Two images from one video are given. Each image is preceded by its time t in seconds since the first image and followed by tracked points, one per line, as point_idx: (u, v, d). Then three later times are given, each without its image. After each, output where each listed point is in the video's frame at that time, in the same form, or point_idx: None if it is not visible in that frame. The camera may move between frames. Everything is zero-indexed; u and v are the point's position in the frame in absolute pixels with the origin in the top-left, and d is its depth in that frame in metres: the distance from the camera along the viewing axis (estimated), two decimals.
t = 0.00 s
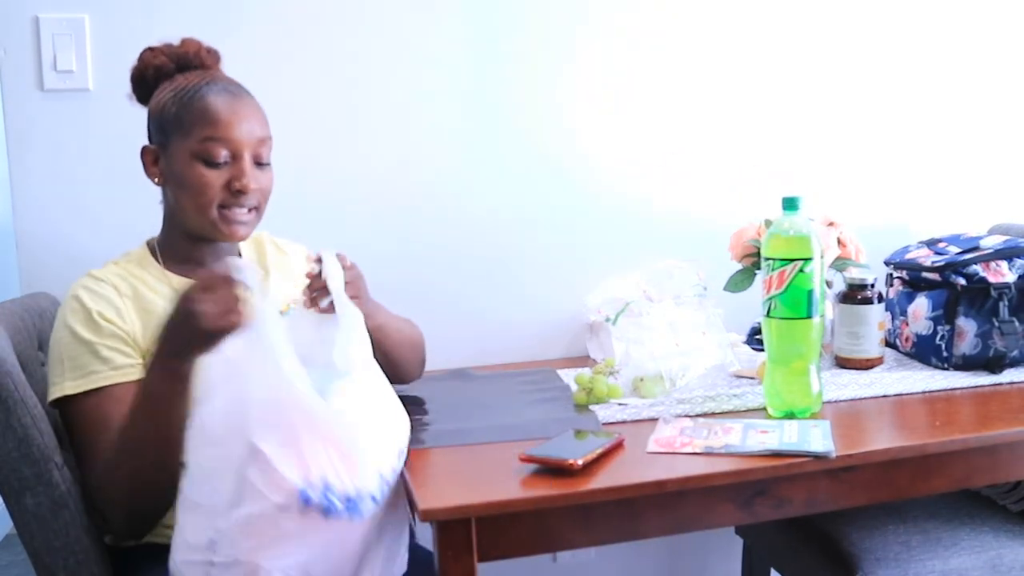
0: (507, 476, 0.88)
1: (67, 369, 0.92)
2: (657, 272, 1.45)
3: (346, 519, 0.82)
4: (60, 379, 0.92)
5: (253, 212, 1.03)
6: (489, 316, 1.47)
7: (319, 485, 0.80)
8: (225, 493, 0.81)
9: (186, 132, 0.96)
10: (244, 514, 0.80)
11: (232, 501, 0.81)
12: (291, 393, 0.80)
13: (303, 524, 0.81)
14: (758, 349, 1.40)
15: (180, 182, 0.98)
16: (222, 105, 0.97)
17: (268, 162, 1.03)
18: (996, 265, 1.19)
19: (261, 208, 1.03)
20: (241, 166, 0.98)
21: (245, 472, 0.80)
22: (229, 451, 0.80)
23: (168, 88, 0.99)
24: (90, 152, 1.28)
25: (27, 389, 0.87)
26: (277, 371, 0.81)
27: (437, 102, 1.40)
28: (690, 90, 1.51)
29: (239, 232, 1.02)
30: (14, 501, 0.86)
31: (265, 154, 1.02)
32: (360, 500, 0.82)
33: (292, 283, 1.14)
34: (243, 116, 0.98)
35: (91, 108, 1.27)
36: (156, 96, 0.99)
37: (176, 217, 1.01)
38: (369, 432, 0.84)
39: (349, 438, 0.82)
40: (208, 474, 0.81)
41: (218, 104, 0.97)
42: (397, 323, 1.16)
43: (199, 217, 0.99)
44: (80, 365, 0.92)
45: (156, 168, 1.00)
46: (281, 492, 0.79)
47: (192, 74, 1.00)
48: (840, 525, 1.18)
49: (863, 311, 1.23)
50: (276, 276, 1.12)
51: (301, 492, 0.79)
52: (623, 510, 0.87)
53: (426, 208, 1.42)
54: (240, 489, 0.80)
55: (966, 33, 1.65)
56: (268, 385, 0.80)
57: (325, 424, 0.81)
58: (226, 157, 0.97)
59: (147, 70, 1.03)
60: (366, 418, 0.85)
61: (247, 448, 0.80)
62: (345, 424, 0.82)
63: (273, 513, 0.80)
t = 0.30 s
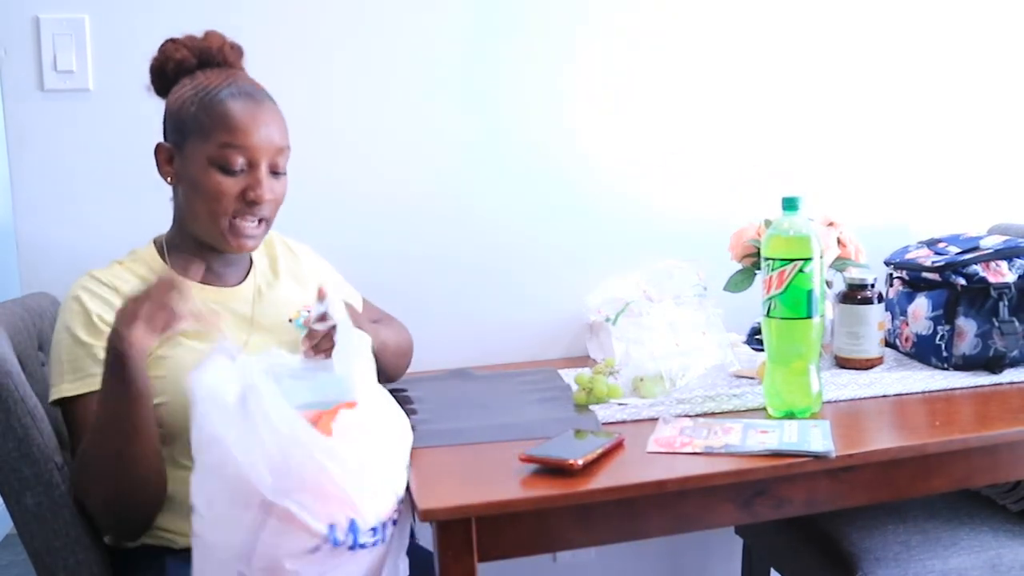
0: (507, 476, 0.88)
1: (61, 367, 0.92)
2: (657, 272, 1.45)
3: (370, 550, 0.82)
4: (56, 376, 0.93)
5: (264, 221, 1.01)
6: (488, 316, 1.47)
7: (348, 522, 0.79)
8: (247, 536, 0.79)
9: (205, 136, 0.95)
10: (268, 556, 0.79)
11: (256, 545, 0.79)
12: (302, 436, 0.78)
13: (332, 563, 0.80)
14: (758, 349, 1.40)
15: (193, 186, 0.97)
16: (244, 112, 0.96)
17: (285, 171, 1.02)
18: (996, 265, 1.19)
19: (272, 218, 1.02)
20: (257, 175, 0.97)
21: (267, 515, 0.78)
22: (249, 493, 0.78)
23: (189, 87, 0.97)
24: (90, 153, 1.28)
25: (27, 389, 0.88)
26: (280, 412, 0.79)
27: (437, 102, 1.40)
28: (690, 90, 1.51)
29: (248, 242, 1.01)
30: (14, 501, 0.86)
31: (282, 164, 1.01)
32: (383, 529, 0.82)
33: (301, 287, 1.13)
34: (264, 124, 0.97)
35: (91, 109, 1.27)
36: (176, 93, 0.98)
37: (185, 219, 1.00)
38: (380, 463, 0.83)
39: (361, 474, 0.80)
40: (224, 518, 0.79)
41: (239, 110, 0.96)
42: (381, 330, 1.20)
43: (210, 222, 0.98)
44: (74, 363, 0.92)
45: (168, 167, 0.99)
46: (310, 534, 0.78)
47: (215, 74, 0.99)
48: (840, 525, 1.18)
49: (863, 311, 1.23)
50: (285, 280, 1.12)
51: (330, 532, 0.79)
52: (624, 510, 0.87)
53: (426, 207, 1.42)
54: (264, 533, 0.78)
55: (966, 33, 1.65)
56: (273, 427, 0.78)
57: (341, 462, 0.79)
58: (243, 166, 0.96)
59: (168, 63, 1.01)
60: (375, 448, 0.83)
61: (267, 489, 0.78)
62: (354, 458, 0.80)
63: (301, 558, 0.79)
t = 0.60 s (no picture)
0: (507, 476, 0.88)
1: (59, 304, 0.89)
2: (657, 272, 1.45)
3: (375, 552, 0.83)
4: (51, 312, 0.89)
5: (271, 230, 1.01)
6: (488, 316, 1.47)
7: (354, 524, 0.80)
8: (252, 539, 0.79)
9: (214, 146, 0.94)
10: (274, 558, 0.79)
11: (262, 546, 0.79)
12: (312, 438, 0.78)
13: (338, 564, 0.81)
14: (758, 349, 1.40)
15: (200, 193, 0.96)
16: (253, 122, 0.95)
17: (291, 180, 1.01)
18: (996, 265, 1.19)
19: (278, 226, 1.02)
20: (266, 186, 0.96)
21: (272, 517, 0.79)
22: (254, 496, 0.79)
23: (197, 94, 0.96)
24: (89, 152, 1.28)
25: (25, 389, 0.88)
26: (292, 412, 0.78)
27: (437, 102, 1.40)
28: (690, 90, 1.51)
29: (256, 249, 1.00)
30: (15, 501, 0.87)
31: (289, 173, 1.00)
32: (388, 530, 0.83)
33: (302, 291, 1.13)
34: (273, 135, 0.96)
35: (91, 108, 1.27)
36: (184, 99, 0.96)
37: (191, 225, 0.99)
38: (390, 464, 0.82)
39: (370, 472, 0.80)
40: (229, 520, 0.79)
41: (249, 120, 0.95)
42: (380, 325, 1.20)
43: (218, 233, 0.97)
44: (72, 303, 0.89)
45: (174, 171, 0.98)
46: (316, 535, 0.79)
47: (222, 81, 0.98)
48: (840, 525, 1.18)
49: (863, 311, 1.23)
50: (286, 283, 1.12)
51: (336, 534, 0.79)
52: (624, 510, 0.87)
53: (426, 208, 1.42)
54: (269, 534, 0.79)
55: (966, 33, 1.65)
56: (279, 429, 0.78)
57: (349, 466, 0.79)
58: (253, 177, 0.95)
59: (172, 65, 1.00)
60: (384, 449, 0.83)
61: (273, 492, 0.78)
62: (365, 455, 0.80)
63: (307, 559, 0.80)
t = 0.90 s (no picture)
0: (507, 476, 0.88)
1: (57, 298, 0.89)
2: (657, 272, 1.44)
3: (371, 558, 0.81)
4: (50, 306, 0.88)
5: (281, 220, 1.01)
6: (488, 316, 1.47)
7: (346, 527, 0.79)
8: (244, 535, 0.79)
9: (224, 136, 0.95)
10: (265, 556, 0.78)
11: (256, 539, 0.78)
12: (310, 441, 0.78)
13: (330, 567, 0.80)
14: (758, 349, 1.40)
15: (212, 187, 0.96)
16: (260, 112, 0.96)
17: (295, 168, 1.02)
18: (996, 265, 1.19)
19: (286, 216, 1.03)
20: (278, 172, 0.98)
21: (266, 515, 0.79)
22: (252, 492, 0.80)
23: (201, 89, 0.96)
24: (89, 152, 1.28)
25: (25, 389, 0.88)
26: (289, 417, 0.79)
27: (437, 102, 1.40)
28: (690, 90, 1.51)
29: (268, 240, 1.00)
30: (15, 501, 0.86)
31: (294, 160, 1.01)
32: (383, 537, 0.81)
33: (302, 291, 1.13)
34: (279, 122, 0.98)
35: (91, 108, 1.27)
36: (187, 96, 0.96)
37: (201, 221, 0.99)
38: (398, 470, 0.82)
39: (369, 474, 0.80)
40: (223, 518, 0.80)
41: (257, 111, 0.96)
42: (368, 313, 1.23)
43: (231, 225, 0.97)
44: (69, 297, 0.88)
45: (181, 169, 0.97)
46: (309, 532, 0.78)
47: (225, 77, 0.98)
48: (840, 525, 1.18)
49: (863, 311, 1.23)
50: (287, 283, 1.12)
51: (328, 534, 0.78)
52: (624, 510, 0.87)
53: (426, 207, 1.42)
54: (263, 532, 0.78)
55: (965, 34, 1.65)
56: (279, 428, 0.79)
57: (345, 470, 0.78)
58: (264, 164, 0.96)
59: (169, 67, 1.00)
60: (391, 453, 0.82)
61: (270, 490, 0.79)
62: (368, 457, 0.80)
63: (300, 559, 0.79)
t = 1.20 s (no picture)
0: (507, 475, 0.88)
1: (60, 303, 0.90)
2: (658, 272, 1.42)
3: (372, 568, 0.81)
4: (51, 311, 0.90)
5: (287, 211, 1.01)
6: (488, 316, 1.47)
7: (346, 540, 0.78)
8: (243, 547, 0.79)
9: (227, 130, 0.95)
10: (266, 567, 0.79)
11: (256, 548, 0.79)
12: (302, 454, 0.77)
13: None
14: (758, 349, 1.40)
15: (216, 183, 0.96)
16: (262, 105, 0.96)
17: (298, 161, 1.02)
18: (996, 265, 1.19)
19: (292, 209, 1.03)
20: (281, 165, 0.98)
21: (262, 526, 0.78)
22: (242, 507, 0.79)
23: (203, 88, 0.97)
24: (89, 152, 1.28)
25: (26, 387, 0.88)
26: (276, 432, 0.79)
27: (437, 102, 1.40)
28: (690, 90, 1.51)
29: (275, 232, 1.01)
30: (15, 500, 0.87)
31: (297, 154, 1.02)
32: (384, 547, 0.81)
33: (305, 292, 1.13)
34: (280, 115, 0.98)
35: (90, 108, 1.27)
36: (190, 95, 0.97)
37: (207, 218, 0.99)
38: (399, 479, 0.81)
39: (366, 483, 0.79)
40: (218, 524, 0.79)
41: (258, 105, 0.96)
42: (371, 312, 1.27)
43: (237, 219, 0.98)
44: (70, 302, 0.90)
45: (185, 167, 0.98)
46: (309, 544, 0.78)
47: (226, 76, 0.99)
48: (840, 525, 1.18)
49: (863, 312, 1.23)
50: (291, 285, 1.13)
51: (328, 547, 0.78)
52: (624, 510, 0.87)
53: (426, 207, 1.42)
54: (261, 542, 0.78)
55: (965, 34, 1.65)
56: (270, 441, 0.79)
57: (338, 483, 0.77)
58: (268, 157, 0.96)
59: (170, 68, 1.00)
60: (388, 460, 0.80)
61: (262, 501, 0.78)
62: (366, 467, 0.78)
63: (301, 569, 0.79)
